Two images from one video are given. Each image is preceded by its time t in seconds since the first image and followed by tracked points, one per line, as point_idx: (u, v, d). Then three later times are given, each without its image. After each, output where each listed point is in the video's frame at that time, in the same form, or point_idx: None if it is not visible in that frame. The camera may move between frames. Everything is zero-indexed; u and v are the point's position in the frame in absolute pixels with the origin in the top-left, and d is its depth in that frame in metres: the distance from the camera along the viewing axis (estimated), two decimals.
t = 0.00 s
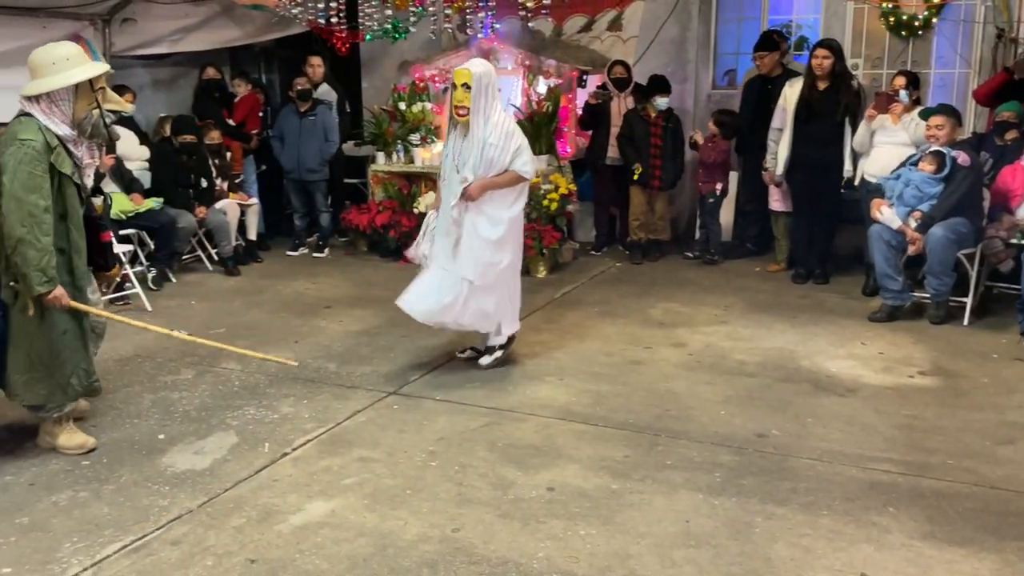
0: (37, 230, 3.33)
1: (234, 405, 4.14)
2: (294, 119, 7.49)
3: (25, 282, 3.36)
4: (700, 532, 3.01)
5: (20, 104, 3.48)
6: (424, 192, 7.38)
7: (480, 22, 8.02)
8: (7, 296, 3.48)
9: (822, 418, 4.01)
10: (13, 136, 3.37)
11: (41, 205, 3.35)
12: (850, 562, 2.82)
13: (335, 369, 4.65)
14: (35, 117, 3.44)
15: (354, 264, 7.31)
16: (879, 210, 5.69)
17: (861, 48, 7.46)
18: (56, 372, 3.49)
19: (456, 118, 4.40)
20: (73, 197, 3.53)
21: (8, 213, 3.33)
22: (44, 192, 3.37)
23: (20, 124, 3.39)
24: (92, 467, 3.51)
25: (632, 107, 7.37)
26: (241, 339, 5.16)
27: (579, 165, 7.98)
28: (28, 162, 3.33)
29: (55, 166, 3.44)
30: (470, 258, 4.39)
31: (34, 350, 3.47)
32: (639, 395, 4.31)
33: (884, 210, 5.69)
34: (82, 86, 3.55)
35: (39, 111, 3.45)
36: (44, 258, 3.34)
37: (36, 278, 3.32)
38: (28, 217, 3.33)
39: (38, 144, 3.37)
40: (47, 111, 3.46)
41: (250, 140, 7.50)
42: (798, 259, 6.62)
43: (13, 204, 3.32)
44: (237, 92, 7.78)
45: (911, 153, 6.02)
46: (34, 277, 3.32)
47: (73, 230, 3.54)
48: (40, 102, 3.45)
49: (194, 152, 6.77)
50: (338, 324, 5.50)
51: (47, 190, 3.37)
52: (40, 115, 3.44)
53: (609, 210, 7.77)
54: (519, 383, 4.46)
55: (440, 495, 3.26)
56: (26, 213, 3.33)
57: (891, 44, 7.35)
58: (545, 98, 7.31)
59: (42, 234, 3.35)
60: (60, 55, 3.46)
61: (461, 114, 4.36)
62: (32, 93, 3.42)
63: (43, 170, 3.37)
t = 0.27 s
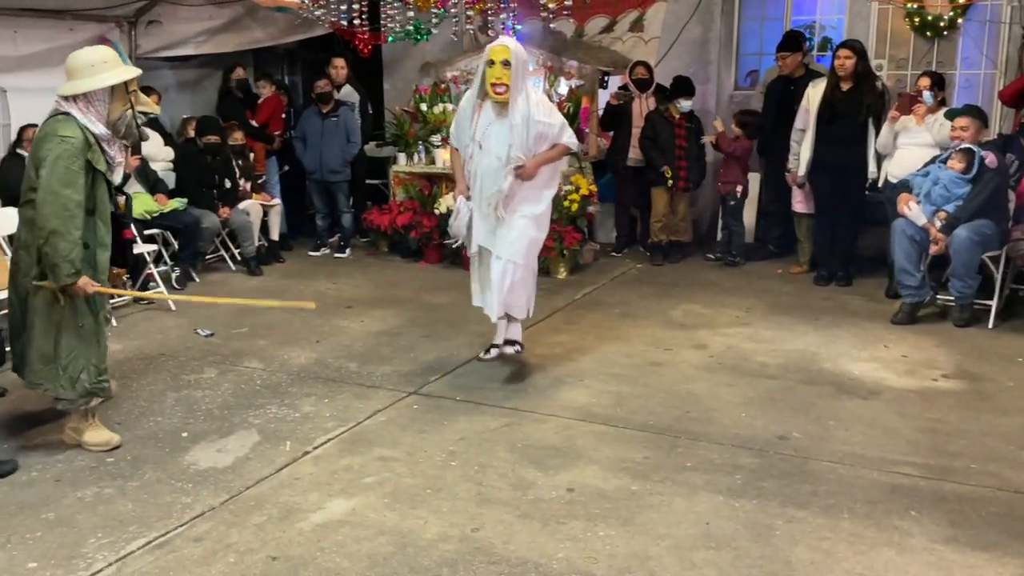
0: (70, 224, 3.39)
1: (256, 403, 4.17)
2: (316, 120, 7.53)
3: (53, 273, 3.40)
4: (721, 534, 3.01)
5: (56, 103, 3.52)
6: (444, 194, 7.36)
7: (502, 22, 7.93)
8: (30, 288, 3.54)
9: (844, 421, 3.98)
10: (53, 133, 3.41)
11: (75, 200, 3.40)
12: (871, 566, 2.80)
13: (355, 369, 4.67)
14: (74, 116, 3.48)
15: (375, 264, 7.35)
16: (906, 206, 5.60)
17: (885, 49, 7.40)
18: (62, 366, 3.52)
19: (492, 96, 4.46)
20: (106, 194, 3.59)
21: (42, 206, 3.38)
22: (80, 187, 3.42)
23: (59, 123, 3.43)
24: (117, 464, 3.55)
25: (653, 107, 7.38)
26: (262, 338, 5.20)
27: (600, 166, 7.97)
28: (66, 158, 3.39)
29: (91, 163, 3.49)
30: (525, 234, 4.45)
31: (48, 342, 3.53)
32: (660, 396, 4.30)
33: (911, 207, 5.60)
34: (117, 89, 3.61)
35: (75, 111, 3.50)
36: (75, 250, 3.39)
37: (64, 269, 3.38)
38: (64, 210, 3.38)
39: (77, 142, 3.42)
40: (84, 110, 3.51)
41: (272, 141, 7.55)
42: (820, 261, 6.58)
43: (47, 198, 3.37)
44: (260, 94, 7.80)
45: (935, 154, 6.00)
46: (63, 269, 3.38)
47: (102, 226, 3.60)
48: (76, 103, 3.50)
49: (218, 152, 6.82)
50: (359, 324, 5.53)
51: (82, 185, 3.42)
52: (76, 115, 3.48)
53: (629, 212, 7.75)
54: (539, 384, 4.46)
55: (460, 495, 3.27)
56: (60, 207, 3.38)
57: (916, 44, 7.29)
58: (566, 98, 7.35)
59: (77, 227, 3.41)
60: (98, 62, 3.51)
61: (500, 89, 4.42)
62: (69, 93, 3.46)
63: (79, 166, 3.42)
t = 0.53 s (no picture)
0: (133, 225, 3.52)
1: (274, 402, 4.20)
2: (334, 121, 7.56)
3: (120, 270, 3.54)
4: (737, 535, 3.00)
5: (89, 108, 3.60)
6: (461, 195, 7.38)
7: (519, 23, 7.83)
8: (76, 287, 3.58)
9: (863, 423, 3.96)
10: (102, 139, 3.50)
11: (134, 201, 3.55)
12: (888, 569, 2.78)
13: (372, 368, 4.69)
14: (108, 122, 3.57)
15: (392, 265, 7.38)
16: (921, 213, 5.59)
17: (905, 49, 7.35)
18: (111, 360, 3.62)
19: (543, 123, 4.13)
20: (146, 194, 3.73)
21: (104, 209, 3.49)
22: (132, 189, 3.57)
23: (103, 132, 3.51)
24: (137, 461, 3.59)
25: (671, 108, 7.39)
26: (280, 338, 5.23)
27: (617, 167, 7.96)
28: (121, 164, 3.51)
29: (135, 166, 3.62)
30: (564, 273, 4.23)
31: (99, 338, 3.62)
32: (676, 398, 4.29)
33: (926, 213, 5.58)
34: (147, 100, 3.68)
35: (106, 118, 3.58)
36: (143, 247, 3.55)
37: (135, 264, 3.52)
38: (127, 211, 3.52)
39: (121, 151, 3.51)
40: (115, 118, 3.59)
41: (292, 142, 7.61)
42: (839, 262, 6.54)
43: (110, 200, 3.49)
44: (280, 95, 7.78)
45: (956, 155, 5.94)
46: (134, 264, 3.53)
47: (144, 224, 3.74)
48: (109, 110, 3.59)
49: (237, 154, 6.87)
50: (376, 323, 5.55)
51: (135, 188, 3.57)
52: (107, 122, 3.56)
53: (646, 212, 7.74)
54: (555, 385, 4.46)
55: (476, 494, 3.28)
56: (123, 209, 3.50)
57: (936, 44, 7.24)
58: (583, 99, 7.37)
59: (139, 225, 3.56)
60: (124, 70, 3.58)
61: (549, 117, 4.12)
62: (100, 100, 3.55)
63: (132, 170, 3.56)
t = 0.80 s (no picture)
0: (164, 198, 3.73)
1: (287, 401, 4.23)
2: (348, 122, 7.59)
3: (151, 242, 3.73)
4: (748, 536, 3.00)
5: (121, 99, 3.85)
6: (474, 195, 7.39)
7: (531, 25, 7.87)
8: (127, 265, 3.84)
9: (876, 425, 3.95)
10: (133, 120, 3.75)
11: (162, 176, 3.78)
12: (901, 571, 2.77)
13: (385, 368, 4.71)
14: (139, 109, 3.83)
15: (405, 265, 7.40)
16: (936, 215, 5.57)
17: (920, 49, 7.31)
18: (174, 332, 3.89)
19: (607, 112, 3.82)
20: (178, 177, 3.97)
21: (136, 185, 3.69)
22: (159, 168, 3.80)
23: (134, 114, 3.77)
24: (152, 460, 3.61)
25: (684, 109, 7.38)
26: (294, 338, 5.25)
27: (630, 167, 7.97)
28: (151, 142, 3.75)
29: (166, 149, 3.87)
30: (619, 262, 4.04)
31: (152, 312, 3.85)
32: (688, 399, 4.29)
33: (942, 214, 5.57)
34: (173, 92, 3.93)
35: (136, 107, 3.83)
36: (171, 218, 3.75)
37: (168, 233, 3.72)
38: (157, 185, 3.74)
39: (156, 132, 3.79)
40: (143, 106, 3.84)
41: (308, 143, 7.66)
42: (852, 263, 6.52)
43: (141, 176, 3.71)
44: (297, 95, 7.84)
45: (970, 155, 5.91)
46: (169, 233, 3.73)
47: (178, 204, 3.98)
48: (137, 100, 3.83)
49: (251, 154, 6.90)
50: (388, 323, 5.57)
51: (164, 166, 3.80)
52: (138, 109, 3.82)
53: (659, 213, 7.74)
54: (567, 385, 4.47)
55: (488, 494, 3.29)
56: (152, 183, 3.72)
57: (951, 44, 7.20)
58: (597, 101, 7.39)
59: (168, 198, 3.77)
60: (150, 62, 3.82)
61: (612, 105, 3.81)
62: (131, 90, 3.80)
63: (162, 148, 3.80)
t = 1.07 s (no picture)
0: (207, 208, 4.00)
1: (294, 401, 4.24)
2: (355, 123, 7.60)
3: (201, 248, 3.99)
4: (755, 536, 2.99)
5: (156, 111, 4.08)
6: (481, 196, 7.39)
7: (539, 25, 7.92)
8: (168, 273, 4.05)
9: (884, 426, 3.93)
10: (172, 137, 3.99)
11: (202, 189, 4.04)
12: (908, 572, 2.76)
13: (392, 368, 4.72)
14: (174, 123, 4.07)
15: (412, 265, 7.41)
16: (944, 215, 5.57)
17: (928, 49, 7.29)
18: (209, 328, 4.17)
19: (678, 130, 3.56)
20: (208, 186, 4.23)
21: (183, 198, 3.95)
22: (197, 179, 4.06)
23: (172, 129, 4.01)
24: (160, 459, 3.63)
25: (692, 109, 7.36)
26: (301, 338, 5.26)
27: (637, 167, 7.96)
28: (191, 158, 4.01)
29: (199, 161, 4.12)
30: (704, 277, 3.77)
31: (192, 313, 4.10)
32: (695, 399, 4.28)
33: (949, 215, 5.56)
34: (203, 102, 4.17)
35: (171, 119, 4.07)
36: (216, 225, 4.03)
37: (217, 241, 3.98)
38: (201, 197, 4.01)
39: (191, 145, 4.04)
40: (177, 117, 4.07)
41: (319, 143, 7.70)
42: (860, 263, 6.50)
43: (186, 189, 3.96)
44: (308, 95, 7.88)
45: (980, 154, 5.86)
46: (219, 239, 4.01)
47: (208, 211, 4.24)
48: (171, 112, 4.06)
49: (258, 155, 6.90)
50: (395, 323, 5.58)
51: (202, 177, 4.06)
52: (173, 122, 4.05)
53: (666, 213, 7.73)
54: (574, 385, 4.47)
55: (494, 494, 3.30)
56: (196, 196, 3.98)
57: (959, 44, 7.17)
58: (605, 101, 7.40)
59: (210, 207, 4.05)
60: (181, 78, 4.03)
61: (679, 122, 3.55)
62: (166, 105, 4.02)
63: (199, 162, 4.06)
